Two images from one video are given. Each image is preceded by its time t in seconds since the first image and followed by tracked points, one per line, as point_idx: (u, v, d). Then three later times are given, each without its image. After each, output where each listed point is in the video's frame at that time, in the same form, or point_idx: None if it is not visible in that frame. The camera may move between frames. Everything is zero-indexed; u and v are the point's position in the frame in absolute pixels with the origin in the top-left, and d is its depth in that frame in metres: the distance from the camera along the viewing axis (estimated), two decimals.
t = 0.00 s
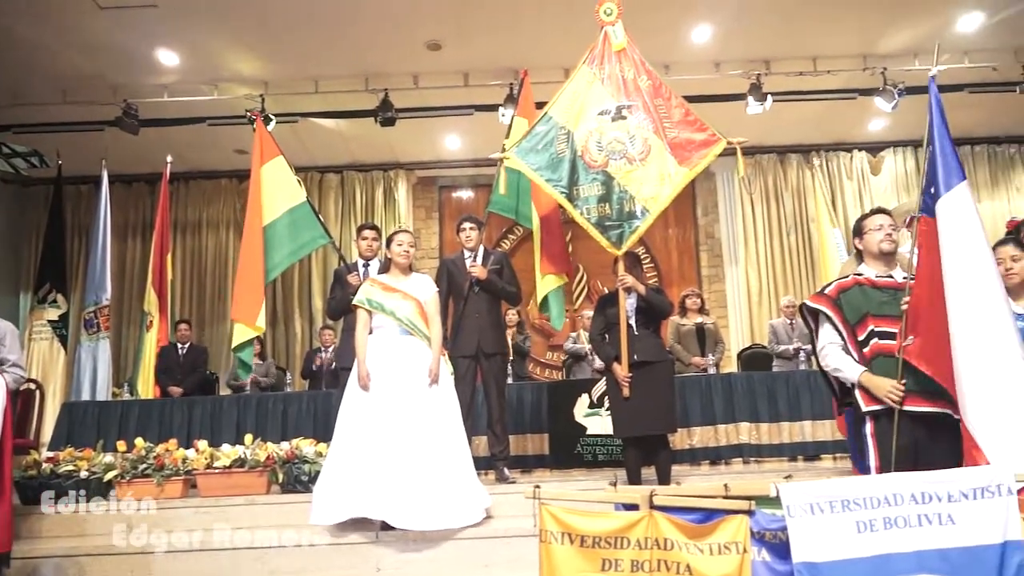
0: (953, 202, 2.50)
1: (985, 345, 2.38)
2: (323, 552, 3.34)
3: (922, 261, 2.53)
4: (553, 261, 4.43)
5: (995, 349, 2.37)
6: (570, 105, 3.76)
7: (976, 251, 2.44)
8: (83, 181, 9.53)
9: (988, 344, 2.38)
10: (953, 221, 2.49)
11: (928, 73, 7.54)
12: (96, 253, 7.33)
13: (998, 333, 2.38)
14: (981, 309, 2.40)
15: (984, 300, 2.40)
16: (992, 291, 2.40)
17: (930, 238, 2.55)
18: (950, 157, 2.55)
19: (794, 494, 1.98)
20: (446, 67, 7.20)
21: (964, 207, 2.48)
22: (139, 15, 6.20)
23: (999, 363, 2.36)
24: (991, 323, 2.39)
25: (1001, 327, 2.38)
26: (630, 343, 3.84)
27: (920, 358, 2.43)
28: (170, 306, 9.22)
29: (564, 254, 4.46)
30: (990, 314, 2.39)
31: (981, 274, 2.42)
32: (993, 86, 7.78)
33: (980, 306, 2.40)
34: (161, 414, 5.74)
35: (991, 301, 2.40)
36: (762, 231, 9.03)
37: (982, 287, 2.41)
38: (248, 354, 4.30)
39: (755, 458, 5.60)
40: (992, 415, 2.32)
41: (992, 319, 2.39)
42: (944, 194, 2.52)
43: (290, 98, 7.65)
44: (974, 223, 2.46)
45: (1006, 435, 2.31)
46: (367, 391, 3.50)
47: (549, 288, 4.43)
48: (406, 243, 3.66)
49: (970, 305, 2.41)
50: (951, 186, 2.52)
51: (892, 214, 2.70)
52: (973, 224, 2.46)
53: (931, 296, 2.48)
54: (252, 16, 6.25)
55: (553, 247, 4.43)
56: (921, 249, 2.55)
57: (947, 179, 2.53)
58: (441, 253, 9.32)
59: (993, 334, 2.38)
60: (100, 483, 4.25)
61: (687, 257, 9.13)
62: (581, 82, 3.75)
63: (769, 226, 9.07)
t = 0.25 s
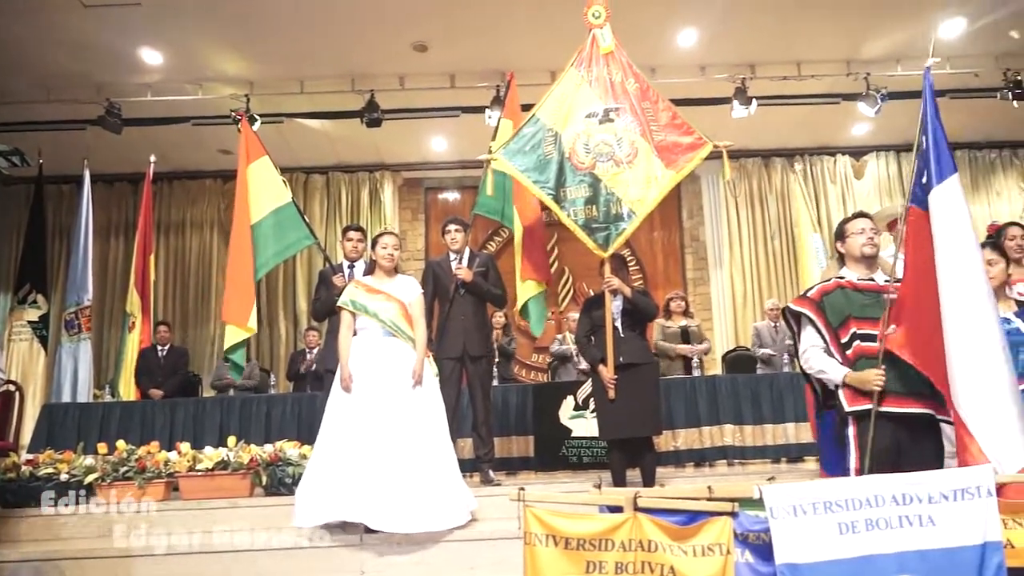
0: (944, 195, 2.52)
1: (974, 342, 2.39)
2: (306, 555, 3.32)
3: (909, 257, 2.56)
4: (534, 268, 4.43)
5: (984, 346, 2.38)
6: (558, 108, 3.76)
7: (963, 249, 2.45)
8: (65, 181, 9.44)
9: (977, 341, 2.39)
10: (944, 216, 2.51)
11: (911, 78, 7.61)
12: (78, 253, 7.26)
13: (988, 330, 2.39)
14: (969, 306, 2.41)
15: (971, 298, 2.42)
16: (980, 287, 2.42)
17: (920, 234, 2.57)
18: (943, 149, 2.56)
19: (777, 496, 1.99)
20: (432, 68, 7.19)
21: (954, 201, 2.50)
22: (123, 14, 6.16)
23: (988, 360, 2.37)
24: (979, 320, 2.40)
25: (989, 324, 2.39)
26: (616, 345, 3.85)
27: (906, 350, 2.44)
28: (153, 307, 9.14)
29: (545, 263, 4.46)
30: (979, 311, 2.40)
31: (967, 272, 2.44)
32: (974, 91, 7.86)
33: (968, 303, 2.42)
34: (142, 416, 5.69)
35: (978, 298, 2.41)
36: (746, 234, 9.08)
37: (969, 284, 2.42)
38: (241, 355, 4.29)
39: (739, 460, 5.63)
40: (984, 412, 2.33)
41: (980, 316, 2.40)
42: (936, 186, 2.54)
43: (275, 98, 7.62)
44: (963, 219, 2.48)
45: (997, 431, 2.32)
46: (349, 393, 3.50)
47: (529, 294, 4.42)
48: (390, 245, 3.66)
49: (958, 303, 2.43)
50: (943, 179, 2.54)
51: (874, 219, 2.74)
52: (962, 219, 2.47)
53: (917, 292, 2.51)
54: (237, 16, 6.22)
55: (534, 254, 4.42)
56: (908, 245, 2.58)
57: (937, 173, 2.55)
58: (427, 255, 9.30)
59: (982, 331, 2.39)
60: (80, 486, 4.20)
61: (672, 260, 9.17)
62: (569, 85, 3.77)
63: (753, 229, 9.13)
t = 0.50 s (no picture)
0: (949, 169, 2.53)
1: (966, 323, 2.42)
2: (289, 558, 3.30)
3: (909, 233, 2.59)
4: (513, 274, 4.41)
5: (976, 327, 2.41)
6: (544, 110, 3.77)
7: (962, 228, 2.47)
8: (46, 180, 9.35)
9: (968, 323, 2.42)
10: (946, 191, 2.52)
11: (893, 83, 7.68)
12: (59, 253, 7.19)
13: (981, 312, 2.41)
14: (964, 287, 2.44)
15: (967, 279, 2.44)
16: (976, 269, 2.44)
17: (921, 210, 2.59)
18: (949, 124, 2.57)
19: (760, 498, 1.98)
20: (419, 69, 7.18)
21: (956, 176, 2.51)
22: (106, 12, 6.10)
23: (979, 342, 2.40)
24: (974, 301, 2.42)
25: (983, 305, 2.42)
26: (602, 348, 3.86)
27: (892, 321, 2.47)
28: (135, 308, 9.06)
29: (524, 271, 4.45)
30: (973, 292, 2.43)
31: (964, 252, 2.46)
32: (956, 97, 7.94)
33: (963, 283, 2.45)
34: (124, 418, 5.64)
35: (973, 280, 2.44)
36: (731, 237, 9.13)
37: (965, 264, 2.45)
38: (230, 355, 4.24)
39: (723, 462, 5.65)
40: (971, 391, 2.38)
41: (975, 298, 2.42)
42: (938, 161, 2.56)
43: (260, 98, 7.57)
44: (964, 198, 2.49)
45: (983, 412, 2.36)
46: (331, 396, 3.48)
47: (506, 300, 4.39)
48: (375, 247, 3.65)
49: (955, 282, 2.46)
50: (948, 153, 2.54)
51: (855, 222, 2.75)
52: (963, 196, 2.49)
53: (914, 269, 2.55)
54: (222, 15, 6.19)
55: (513, 259, 4.41)
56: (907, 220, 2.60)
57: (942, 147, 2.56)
58: (412, 256, 9.28)
59: (975, 312, 2.42)
60: (60, 489, 4.16)
61: (658, 263, 9.20)
62: (556, 87, 3.79)
63: (738, 232, 9.18)
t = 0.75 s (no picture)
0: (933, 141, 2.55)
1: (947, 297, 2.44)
2: (271, 561, 3.27)
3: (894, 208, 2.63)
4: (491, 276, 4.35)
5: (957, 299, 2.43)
6: (530, 112, 3.75)
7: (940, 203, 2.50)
8: (26, 179, 9.24)
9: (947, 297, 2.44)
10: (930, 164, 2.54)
11: (874, 88, 7.75)
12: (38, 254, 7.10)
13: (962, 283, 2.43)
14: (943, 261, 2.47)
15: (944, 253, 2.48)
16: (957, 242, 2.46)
17: (903, 184, 2.63)
18: (932, 91, 2.58)
19: (743, 499, 1.98)
20: (404, 71, 7.16)
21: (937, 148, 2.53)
22: (87, 9, 6.04)
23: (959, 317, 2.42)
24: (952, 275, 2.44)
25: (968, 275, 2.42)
26: (587, 350, 3.86)
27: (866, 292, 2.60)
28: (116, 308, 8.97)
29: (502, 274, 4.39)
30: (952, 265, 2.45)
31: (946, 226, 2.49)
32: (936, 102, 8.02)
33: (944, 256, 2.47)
34: (103, 420, 5.58)
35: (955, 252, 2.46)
36: (715, 240, 9.17)
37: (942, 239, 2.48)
38: (214, 353, 4.18)
39: (707, 463, 5.67)
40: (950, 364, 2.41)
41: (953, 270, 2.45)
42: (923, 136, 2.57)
43: (244, 98, 7.52)
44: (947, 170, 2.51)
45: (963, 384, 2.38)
46: (314, 398, 3.45)
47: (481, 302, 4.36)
48: (358, 248, 3.64)
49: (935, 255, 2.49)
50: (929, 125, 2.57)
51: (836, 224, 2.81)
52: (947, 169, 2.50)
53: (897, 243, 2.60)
54: (205, 14, 6.14)
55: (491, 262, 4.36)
56: (887, 197, 2.66)
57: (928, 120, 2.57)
58: (397, 258, 9.26)
59: (957, 282, 2.43)
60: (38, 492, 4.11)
61: (642, 265, 9.23)
62: (541, 89, 3.77)
63: (721, 235, 9.22)
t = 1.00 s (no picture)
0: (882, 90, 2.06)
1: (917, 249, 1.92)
2: (251, 563, 3.23)
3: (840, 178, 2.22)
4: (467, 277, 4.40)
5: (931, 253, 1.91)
6: (514, 114, 3.73)
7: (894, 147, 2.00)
8: (4, 177, 9.12)
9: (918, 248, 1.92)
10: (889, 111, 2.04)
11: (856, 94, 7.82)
12: (15, 253, 7.01)
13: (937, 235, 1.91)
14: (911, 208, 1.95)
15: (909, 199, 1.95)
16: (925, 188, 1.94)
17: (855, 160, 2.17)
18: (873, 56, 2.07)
19: (725, 501, 1.99)
20: (388, 71, 7.14)
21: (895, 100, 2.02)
22: (67, 6, 5.97)
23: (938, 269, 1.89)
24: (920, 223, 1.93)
25: (935, 225, 1.91)
26: (571, 352, 3.87)
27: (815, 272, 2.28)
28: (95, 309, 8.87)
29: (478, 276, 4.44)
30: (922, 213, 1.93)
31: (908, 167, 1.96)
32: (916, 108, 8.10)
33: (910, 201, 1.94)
34: (82, 422, 5.52)
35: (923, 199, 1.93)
36: (698, 243, 9.22)
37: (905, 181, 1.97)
38: (193, 355, 4.18)
39: (689, 465, 5.70)
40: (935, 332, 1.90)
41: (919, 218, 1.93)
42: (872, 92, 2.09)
43: (226, 97, 7.47)
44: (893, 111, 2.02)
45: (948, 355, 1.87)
46: (299, 400, 3.43)
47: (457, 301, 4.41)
48: (342, 249, 3.62)
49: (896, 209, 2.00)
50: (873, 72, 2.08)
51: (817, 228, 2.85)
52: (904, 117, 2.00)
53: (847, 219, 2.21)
54: (187, 12, 6.09)
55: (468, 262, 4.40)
56: (829, 166, 2.24)
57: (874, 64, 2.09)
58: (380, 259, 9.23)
59: (921, 242, 1.92)
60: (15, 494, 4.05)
61: (625, 267, 9.25)
62: (526, 91, 3.75)
63: (704, 238, 9.27)
